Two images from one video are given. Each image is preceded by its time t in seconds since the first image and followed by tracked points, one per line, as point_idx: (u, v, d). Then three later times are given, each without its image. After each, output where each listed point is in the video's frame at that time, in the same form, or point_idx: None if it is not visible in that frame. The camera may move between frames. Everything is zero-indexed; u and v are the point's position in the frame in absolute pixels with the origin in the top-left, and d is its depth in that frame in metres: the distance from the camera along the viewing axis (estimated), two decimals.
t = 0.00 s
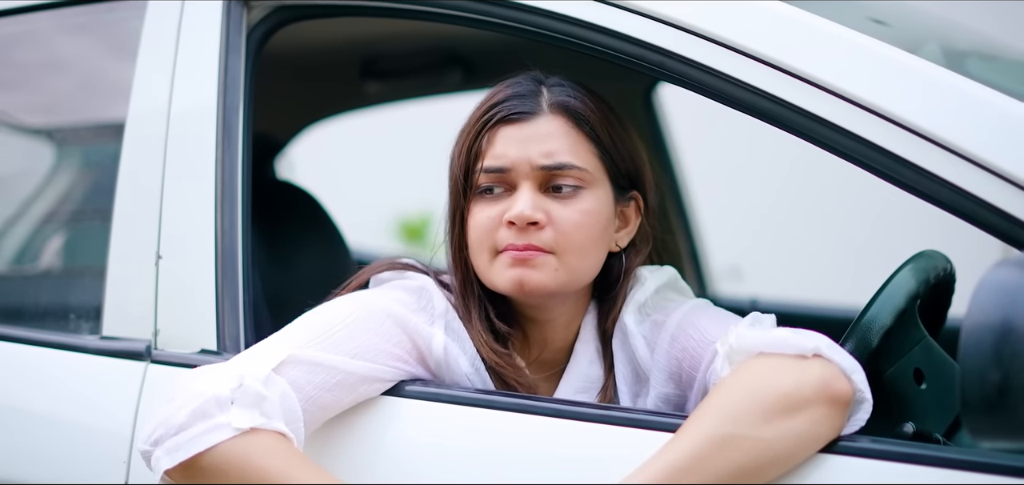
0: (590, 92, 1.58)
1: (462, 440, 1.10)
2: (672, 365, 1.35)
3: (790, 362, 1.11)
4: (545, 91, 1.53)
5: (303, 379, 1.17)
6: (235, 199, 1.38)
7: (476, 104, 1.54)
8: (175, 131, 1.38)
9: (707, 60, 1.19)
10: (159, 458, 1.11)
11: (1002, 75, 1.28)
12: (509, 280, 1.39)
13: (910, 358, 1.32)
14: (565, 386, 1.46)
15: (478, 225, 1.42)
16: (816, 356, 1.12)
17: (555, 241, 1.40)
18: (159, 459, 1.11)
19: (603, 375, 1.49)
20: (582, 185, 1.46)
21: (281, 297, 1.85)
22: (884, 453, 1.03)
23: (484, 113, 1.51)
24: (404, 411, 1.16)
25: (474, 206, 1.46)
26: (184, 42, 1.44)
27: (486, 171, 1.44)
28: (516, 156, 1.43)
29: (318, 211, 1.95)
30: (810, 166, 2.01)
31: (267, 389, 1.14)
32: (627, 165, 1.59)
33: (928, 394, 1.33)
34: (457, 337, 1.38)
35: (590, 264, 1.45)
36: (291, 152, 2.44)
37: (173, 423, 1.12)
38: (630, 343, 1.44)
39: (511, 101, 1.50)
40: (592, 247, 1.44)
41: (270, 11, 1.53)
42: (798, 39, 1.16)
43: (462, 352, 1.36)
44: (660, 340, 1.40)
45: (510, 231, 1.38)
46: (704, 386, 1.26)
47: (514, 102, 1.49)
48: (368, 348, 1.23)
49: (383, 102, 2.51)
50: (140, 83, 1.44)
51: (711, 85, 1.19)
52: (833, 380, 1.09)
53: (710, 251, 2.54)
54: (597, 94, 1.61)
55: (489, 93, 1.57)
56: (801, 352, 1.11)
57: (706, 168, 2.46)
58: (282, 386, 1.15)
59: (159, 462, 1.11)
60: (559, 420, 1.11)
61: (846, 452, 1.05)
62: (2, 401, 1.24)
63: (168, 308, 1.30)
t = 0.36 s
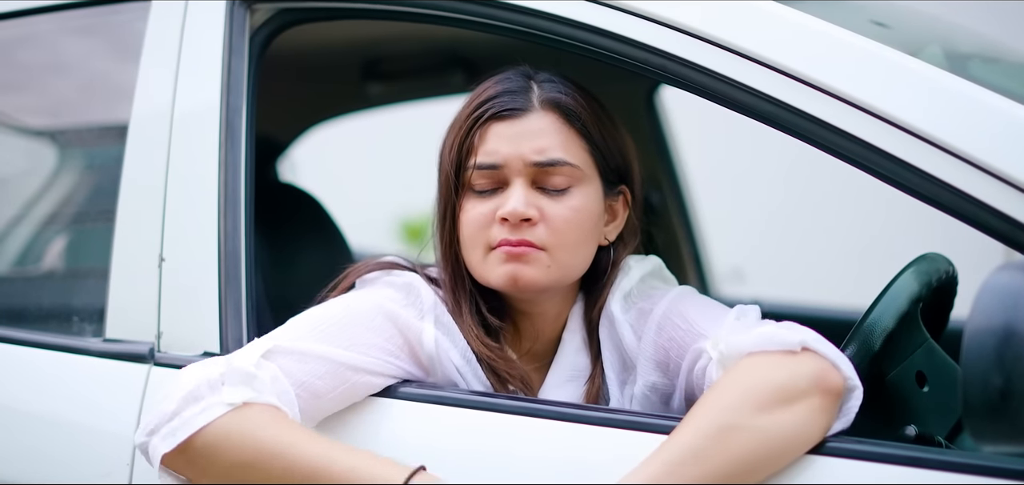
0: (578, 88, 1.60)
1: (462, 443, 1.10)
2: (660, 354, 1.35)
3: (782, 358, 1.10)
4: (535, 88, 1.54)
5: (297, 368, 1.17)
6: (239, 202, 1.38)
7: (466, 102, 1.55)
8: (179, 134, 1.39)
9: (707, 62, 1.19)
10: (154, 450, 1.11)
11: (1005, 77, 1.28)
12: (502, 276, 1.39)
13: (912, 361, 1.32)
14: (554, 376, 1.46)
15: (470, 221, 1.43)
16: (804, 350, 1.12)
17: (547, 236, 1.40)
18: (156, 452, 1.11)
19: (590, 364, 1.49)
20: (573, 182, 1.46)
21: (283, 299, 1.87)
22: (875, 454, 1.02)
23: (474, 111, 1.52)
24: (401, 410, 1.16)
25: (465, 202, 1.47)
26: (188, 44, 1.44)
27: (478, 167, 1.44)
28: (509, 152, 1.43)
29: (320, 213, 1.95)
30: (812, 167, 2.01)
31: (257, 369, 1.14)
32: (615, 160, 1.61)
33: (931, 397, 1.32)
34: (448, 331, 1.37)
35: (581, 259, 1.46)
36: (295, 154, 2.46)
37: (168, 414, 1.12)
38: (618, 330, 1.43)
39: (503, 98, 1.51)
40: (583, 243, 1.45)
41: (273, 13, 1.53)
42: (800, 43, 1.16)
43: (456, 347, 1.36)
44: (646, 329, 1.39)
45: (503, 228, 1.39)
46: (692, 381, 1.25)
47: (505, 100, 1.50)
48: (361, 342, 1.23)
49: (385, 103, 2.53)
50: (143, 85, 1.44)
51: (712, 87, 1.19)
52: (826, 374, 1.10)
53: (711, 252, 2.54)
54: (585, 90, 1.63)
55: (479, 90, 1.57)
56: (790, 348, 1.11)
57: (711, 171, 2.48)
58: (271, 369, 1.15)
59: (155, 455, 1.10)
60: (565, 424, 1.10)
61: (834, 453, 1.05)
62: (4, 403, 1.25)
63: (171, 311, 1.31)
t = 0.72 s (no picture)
0: (553, 95, 1.65)
1: (462, 449, 1.09)
2: (650, 361, 1.35)
3: (784, 361, 1.12)
4: (511, 97, 1.58)
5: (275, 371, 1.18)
6: (240, 208, 1.38)
7: (444, 113, 1.60)
8: (181, 139, 1.39)
9: (707, 68, 1.20)
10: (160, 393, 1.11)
11: (1004, 83, 1.28)
12: (489, 284, 1.41)
13: (913, 368, 1.32)
14: (537, 380, 1.47)
15: (454, 233, 1.43)
16: (805, 355, 1.13)
17: (533, 243, 1.43)
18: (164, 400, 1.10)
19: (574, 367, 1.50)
20: (554, 186, 1.51)
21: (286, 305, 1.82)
22: (873, 462, 1.02)
23: (453, 123, 1.57)
24: (393, 415, 1.15)
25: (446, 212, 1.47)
26: (190, 51, 1.44)
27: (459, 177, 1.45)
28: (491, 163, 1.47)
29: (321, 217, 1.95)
30: (811, 172, 2.01)
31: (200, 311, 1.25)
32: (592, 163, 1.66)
33: (931, 403, 1.33)
34: (424, 331, 1.45)
35: (565, 264, 1.49)
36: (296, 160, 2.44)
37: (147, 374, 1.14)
38: (606, 337, 1.46)
39: (479, 109, 1.56)
40: (566, 247, 1.48)
41: (274, 19, 1.54)
42: (800, 50, 1.16)
43: (434, 348, 1.43)
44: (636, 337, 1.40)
45: (488, 238, 1.40)
46: (686, 390, 1.25)
47: (482, 110, 1.54)
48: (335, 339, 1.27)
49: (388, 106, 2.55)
50: (146, 91, 1.45)
51: (714, 95, 1.20)
52: (830, 378, 1.11)
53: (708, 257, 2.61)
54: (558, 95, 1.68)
55: (456, 100, 1.62)
56: (791, 352, 1.12)
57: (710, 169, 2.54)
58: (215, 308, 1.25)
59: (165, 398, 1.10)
60: (567, 430, 1.10)
61: (832, 460, 1.04)
62: (7, 408, 1.25)
63: (172, 316, 1.31)
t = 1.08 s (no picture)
0: (515, 97, 1.61)
1: (461, 451, 1.10)
2: (649, 370, 1.35)
3: (780, 365, 1.12)
4: (474, 108, 1.55)
5: (309, 365, 1.20)
6: (241, 210, 1.38)
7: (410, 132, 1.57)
8: (181, 141, 1.39)
9: (706, 71, 1.20)
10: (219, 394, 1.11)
11: (1003, 85, 1.28)
12: (477, 298, 1.43)
13: (911, 369, 1.32)
14: (535, 388, 1.49)
15: (437, 250, 1.45)
16: (800, 358, 1.13)
17: (512, 252, 1.44)
18: (222, 401, 1.11)
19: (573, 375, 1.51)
20: (529, 192, 1.50)
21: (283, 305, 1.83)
22: (871, 463, 1.02)
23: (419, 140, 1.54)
24: (395, 418, 1.16)
25: (427, 231, 1.48)
26: (191, 53, 1.45)
27: (432, 197, 1.46)
28: (460, 179, 1.44)
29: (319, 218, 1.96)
30: (810, 174, 2.02)
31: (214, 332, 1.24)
32: (564, 163, 1.63)
33: (929, 405, 1.32)
34: (429, 337, 1.47)
35: (548, 269, 1.51)
36: (297, 160, 2.44)
37: (196, 385, 1.13)
38: (603, 347, 1.45)
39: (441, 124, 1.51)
40: (547, 251, 1.49)
41: (274, 22, 1.54)
42: (797, 52, 1.17)
43: (439, 356, 1.45)
44: (634, 346, 1.40)
45: (470, 253, 1.42)
46: (684, 397, 1.25)
47: (446, 125, 1.51)
48: (354, 344, 1.29)
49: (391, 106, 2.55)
50: (146, 93, 1.45)
51: (714, 98, 1.20)
52: (824, 380, 1.12)
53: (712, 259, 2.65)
54: (521, 96, 1.65)
55: (420, 115, 1.59)
56: (786, 356, 1.13)
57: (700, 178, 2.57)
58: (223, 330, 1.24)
59: (225, 397, 1.10)
60: (566, 431, 1.11)
61: (830, 462, 1.05)
62: (7, 408, 1.25)
63: (172, 317, 1.31)
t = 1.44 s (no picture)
0: (502, 104, 1.58)
1: (463, 450, 1.10)
2: (656, 371, 1.34)
3: (785, 367, 1.12)
4: (460, 118, 1.52)
5: (303, 362, 1.21)
6: (242, 209, 1.38)
7: (399, 145, 1.55)
8: (182, 140, 1.39)
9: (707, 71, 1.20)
10: (213, 375, 1.13)
11: (1004, 85, 1.28)
12: (477, 308, 1.42)
13: (912, 368, 1.33)
14: (545, 393, 1.49)
15: (433, 264, 1.43)
16: (806, 360, 1.13)
17: (510, 261, 1.42)
18: (216, 383, 1.13)
19: (581, 379, 1.51)
20: (522, 199, 1.47)
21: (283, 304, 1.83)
22: (877, 463, 1.02)
23: (407, 155, 1.51)
24: (396, 418, 1.16)
25: (420, 246, 1.46)
26: (192, 52, 1.45)
27: (426, 212, 1.44)
28: (451, 192, 1.42)
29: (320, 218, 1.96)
30: (812, 174, 2.02)
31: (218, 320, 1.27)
32: (556, 166, 1.60)
33: (930, 404, 1.34)
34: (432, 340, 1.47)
35: (547, 274, 1.49)
36: (298, 158, 2.41)
37: (192, 367, 1.15)
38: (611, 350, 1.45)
39: (429, 137, 1.49)
40: (544, 257, 1.47)
41: (275, 21, 1.54)
42: (799, 51, 1.17)
43: (441, 359, 1.45)
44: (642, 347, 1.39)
45: (466, 265, 1.40)
46: (692, 398, 1.25)
47: (433, 139, 1.48)
48: (355, 341, 1.30)
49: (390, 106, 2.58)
50: (147, 92, 1.45)
51: (716, 98, 1.20)
52: (829, 383, 1.11)
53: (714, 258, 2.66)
54: (508, 100, 1.62)
55: (407, 128, 1.56)
56: (793, 357, 1.13)
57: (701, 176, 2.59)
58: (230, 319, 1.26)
59: (218, 378, 1.13)
60: (568, 431, 1.11)
61: (836, 461, 1.05)
62: (9, 408, 1.25)
63: (173, 316, 1.31)
